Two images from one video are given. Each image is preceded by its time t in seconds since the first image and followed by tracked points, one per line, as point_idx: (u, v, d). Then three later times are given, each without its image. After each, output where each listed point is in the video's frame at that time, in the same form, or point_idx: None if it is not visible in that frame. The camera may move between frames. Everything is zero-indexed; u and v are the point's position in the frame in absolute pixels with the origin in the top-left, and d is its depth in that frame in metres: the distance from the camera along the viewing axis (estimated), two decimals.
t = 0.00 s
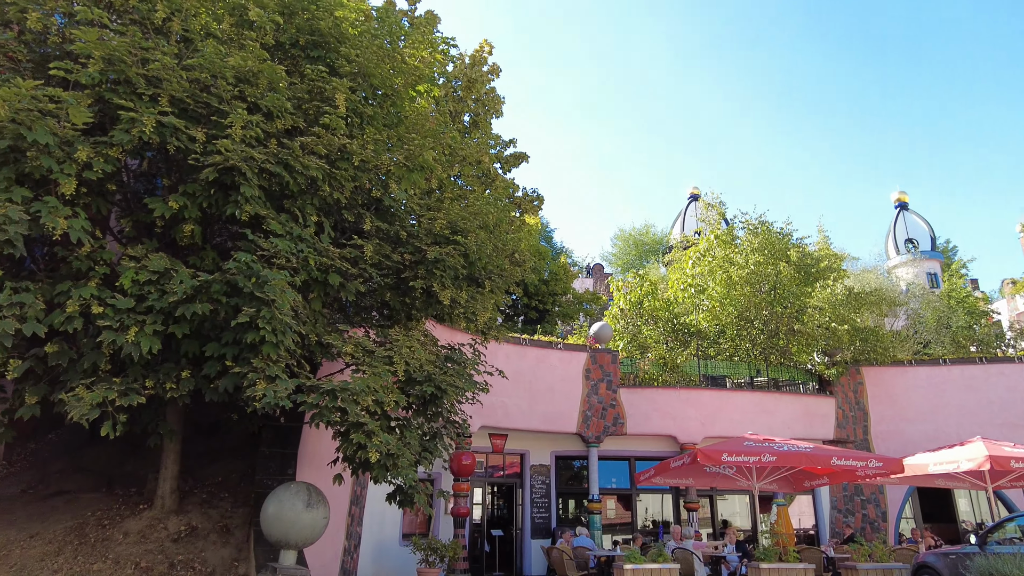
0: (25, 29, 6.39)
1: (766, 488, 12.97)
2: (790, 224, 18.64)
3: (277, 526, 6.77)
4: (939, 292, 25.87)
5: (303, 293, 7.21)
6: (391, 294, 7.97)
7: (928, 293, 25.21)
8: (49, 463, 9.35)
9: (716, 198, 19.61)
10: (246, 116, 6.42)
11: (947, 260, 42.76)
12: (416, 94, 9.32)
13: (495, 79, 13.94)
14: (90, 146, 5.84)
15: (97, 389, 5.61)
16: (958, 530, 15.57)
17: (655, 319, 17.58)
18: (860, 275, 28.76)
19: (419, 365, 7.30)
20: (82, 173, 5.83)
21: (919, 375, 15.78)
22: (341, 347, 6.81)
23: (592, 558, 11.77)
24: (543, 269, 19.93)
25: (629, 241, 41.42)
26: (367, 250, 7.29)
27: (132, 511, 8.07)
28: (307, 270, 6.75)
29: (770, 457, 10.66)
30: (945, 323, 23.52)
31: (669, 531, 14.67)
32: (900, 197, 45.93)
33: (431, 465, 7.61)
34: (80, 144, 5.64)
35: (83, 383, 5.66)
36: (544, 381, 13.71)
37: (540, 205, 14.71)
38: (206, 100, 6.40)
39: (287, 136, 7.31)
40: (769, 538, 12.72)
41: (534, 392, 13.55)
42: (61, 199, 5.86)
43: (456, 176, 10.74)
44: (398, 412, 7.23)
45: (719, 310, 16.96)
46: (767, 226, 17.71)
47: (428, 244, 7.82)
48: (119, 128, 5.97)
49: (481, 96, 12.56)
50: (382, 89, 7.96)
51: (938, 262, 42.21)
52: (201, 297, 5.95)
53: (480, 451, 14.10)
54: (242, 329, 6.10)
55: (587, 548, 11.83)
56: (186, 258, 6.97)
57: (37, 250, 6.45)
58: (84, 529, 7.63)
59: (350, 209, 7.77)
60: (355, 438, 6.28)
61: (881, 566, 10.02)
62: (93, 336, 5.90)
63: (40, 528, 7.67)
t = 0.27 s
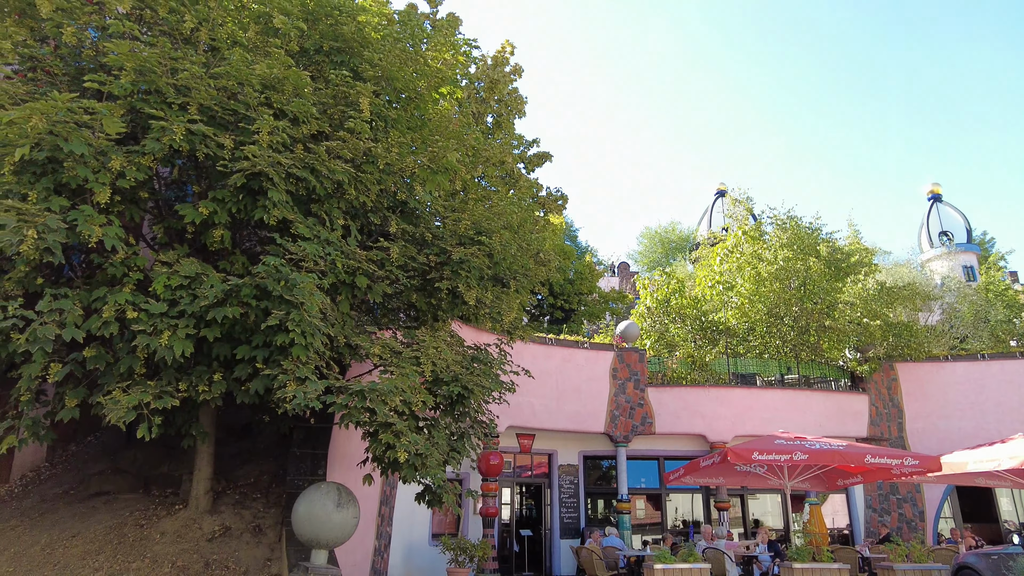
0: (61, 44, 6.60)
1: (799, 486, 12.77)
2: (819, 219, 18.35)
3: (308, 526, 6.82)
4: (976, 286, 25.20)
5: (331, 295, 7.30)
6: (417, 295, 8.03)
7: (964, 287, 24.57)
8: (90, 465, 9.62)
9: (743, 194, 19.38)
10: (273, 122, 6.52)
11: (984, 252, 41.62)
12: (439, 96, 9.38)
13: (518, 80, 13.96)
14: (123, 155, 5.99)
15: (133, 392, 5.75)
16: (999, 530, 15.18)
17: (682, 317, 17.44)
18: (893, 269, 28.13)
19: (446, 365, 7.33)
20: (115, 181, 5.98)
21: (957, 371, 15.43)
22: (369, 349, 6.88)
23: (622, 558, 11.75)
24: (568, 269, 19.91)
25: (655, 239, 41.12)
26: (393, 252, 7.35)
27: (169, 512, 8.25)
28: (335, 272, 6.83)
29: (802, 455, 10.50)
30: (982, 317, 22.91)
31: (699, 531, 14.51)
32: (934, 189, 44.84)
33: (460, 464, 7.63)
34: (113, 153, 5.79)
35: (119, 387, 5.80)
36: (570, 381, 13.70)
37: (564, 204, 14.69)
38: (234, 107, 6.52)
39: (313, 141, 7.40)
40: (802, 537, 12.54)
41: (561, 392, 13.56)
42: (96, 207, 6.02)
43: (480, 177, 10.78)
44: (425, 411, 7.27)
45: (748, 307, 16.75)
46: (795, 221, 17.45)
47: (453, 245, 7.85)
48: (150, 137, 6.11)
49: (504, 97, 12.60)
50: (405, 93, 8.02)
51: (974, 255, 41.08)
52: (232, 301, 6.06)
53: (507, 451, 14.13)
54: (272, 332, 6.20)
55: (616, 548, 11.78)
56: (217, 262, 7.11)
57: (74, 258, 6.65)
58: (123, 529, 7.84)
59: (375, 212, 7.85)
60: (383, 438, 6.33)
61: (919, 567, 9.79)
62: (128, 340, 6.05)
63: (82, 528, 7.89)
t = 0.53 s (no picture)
0: (82, 48, 6.73)
1: (823, 479, 12.63)
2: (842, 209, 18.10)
3: (330, 520, 6.88)
4: (1005, 274, 24.65)
5: (350, 292, 7.36)
6: (436, 290, 8.06)
7: (993, 276, 24.04)
8: (119, 460, 9.86)
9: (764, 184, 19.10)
10: (290, 120, 6.58)
11: (1014, 240, 40.65)
12: (455, 91, 9.37)
13: (534, 73, 13.92)
14: (145, 155, 6.09)
15: (158, 389, 5.87)
16: None
17: (703, 310, 17.28)
18: (918, 258, 27.61)
19: (465, 360, 7.35)
20: (137, 182, 6.09)
21: (985, 362, 15.18)
22: (388, 344, 6.93)
23: (643, 551, 11.69)
24: (586, 262, 19.84)
25: (675, 231, 40.78)
26: (411, 247, 7.38)
27: (195, 505, 8.41)
28: (354, 268, 6.88)
29: (825, 447, 10.40)
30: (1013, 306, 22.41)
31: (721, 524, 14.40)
32: (961, 176, 43.90)
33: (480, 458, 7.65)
34: (135, 154, 5.89)
35: (144, 383, 5.92)
36: (590, 375, 13.72)
37: (582, 197, 14.65)
38: (252, 106, 6.59)
39: (331, 138, 7.46)
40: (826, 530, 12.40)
41: (581, 385, 13.59)
42: (119, 207, 6.13)
43: (497, 171, 10.77)
44: (445, 406, 7.30)
45: (770, 298, 16.57)
46: (818, 211, 17.19)
47: (470, 240, 7.87)
48: (170, 137, 6.20)
49: (520, 91, 12.58)
50: (421, 89, 8.03)
51: (1003, 243, 40.16)
52: (252, 298, 6.14)
53: (528, 445, 14.18)
54: (292, 328, 6.27)
55: (638, 541, 11.77)
56: (237, 260, 7.21)
57: (99, 258, 6.79)
58: (151, 522, 8.01)
59: (393, 208, 7.89)
60: (403, 432, 6.37)
61: (947, 560, 9.70)
62: (152, 337, 6.17)
63: (111, 521, 8.09)
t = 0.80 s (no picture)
0: (89, 31, 6.75)
1: (834, 456, 12.64)
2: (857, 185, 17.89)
3: (343, 497, 6.99)
4: None
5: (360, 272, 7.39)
6: (445, 270, 8.08)
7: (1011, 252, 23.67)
8: (137, 439, 10.07)
9: (777, 161, 18.93)
10: (297, 101, 6.58)
11: None
12: (462, 69, 9.31)
13: (544, 50, 13.79)
14: (153, 138, 6.12)
15: (171, 370, 5.96)
16: None
17: (715, 288, 17.26)
18: (935, 235, 27.23)
19: (475, 339, 7.38)
20: (146, 165, 6.13)
21: (1002, 339, 14.97)
22: (398, 324, 6.97)
23: (654, 527, 11.79)
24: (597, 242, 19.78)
25: (688, 209, 40.45)
26: (419, 227, 7.38)
27: (210, 483, 8.58)
28: (362, 248, 6.91)
29: (836, 424, 10.39)
30: None
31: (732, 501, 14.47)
32: (981, 151, 43.08)
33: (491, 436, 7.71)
34: (143, 137, 5.93)
35: (158, 364, 6.02)
36: (601, 354, 13.78)
37: (592, 175, 14.56)
38: (258, 87, 6.59)
39: (338, 118, 7.45)
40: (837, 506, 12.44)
41: (592, 364, 13.64)
42: (129, 190, 6.19)
43: (506, 150, 10.71)
44: (455, 384, 7.36)
45: (783, 276, 16.49)
46: (832, 188, 17.03)
47: (479, 219, 7.86)
48: (178, 120, 6.23)
49: (530, 68, 12.47)
50: (427, 67, 7.94)
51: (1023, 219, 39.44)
52: (262, 279, 6.20)
53: (539, 423, 14.29)
54: (302, 309, 6.32)
55: (648, 517, 11.84)
56: (247, 242, 7.27)
57: (112, 241, 6.88)
58: (168, 499, 8.19)
59: (402, 188, 7.89)
60: (414, 411, 6.43)
61: (958, 536, 9.72)
62: (165, 319, 6.26)
63: (130, 498, 8.28)
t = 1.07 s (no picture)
0: None
1: (834, 421, 12.76)
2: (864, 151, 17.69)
3: (346, 461, 7.12)
4: None
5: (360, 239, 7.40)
6: (446, 237, 8.08)
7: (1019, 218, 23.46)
8: (144, 405, 10.23)
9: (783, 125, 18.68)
10: (293, 66, 6.51)
11: None
12: (463, 32, 9.16)
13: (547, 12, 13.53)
14: (149, 106, 6.09)
15: (173, 337, 6.04)
16: None
17: (719, 254, 17.22)
18: (942, 200, 26.99)
19: (476, 306, 7.41)
20: (143, 133, 6.11)
21: (1006, 306, 14.97)
22: (398, 291, 7.00)
23: (654, 490, 11.94)
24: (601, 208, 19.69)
25: (693, 173, 40.08)
26: (419, 194, 7.36)
27: (217, 448, 8.75)
28: (362, 215, 6.91)
29: (837, 390, 10.46)
30: None
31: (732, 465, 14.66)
32: (992, 115, 42.37)
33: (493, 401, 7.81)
34: (139, 105, 5.89)
35: (160, 332, 6.10)
36: (604, 321, 13.83)
37: (596, 140, 14.40)
38: (254, 52, 6.51)
39: (336, 84, 7.37)
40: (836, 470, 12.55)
41: (594, 331, 13.71)
42: (126, 158, 6.18)
43: (508, 114, 10.61)
44: (457, 351, 7.42)
45: (787, 242, 16.42)
46: (838, 153, 16.83)
47: (479, 185, 7.83)
48: (173, 86, 6.17)
49: (532, 30, 12.25)
50: (426, 30, 7.80)
51: None
52: (262, 247, 6.23)
53: (542, 389, 14.42)
54: (302, 276, 6.36)
55: (648, 480, 11.97)
56: (247, 209, 7.27)
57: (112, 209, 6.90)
58: (176, 463, 8.36)
59: (401, 154, 7.84)
60: (415, 376, 6.50)
61: (954, 499, 9.80)
62: (166, 287, 6.31)
63: (138, 463, 8.46)
